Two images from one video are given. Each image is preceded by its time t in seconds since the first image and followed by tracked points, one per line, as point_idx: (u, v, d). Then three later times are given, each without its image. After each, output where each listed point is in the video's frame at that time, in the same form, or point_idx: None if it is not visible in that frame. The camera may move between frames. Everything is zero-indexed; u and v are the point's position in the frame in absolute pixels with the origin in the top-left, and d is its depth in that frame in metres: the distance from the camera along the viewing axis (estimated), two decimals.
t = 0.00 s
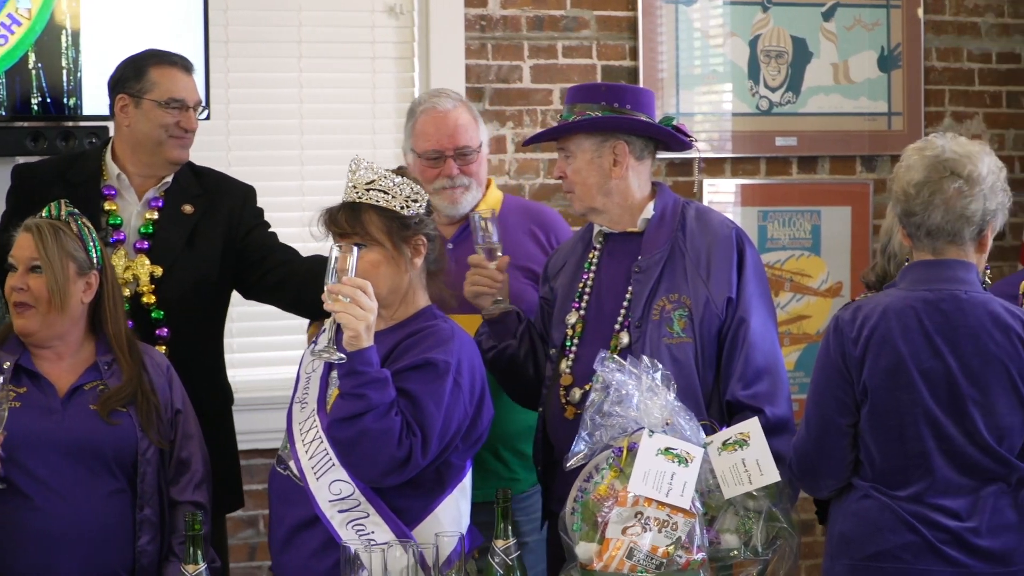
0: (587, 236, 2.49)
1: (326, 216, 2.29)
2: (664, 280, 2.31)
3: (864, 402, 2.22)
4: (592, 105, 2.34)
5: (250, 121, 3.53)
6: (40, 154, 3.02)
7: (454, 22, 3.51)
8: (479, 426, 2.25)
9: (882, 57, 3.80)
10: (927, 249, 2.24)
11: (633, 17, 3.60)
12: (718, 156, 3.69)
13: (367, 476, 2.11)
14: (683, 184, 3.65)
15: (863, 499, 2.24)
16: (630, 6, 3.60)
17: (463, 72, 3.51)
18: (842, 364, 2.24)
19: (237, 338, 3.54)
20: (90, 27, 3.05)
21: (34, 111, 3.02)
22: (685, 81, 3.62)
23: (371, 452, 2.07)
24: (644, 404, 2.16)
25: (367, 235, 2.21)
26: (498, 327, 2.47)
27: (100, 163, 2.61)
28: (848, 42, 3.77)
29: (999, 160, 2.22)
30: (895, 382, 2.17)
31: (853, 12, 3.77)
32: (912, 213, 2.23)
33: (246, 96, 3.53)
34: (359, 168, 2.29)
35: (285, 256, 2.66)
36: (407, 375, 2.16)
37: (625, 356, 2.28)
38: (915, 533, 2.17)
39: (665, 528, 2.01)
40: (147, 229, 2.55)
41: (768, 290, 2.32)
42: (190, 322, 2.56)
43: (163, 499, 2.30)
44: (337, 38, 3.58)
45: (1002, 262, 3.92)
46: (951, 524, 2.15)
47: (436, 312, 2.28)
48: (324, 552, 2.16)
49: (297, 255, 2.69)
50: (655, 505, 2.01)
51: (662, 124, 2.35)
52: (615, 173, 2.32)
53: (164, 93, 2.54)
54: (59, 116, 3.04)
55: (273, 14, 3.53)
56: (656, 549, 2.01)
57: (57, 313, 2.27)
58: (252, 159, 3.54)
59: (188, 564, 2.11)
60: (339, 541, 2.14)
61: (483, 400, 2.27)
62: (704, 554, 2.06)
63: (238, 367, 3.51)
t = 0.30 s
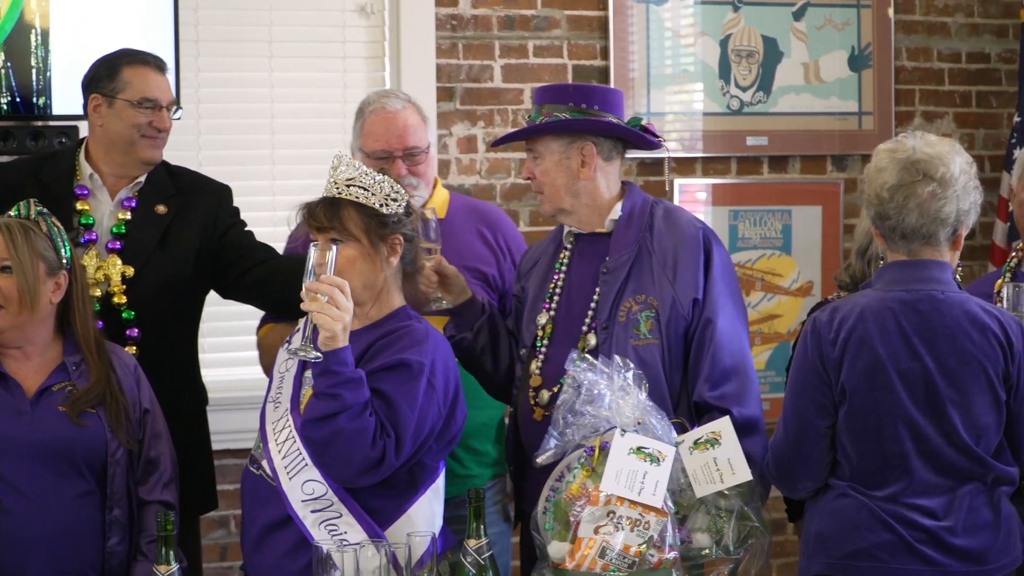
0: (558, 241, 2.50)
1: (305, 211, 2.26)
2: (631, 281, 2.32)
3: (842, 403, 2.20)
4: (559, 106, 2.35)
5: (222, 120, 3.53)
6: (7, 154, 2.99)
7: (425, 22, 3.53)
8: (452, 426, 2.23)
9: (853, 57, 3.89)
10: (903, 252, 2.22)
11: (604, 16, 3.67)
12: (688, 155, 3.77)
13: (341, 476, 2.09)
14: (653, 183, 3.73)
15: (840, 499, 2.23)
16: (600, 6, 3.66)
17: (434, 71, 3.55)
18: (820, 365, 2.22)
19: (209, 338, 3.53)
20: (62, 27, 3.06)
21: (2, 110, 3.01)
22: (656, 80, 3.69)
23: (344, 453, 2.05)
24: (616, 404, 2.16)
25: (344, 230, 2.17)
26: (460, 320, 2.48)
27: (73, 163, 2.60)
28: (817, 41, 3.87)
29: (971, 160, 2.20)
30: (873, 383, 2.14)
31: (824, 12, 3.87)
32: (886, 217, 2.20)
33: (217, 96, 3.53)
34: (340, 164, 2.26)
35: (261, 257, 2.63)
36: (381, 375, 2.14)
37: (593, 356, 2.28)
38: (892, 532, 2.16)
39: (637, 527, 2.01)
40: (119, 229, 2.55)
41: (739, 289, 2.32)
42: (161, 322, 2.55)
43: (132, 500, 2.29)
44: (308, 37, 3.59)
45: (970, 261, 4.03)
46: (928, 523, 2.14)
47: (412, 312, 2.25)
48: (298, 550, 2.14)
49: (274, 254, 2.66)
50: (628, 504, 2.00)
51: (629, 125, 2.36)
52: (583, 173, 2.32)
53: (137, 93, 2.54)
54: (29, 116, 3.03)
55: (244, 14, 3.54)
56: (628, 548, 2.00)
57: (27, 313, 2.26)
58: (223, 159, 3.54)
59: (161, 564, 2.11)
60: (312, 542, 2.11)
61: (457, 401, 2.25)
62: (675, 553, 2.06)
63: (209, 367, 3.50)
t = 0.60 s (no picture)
0: (525, 244, 2.52)
1: (285, 200, 2.24)
2: (594, 281, 2.36)
3: (818, 402, 2.19)
4: (523, 107, 2.39)
5: (190, 121, 3.53)
6: None
7: (395, 21, 3.54)
8: (427, 427, 2.20)
9: (821, 57, 3.90)
10: (874, 252, 2.20)
11: (573, 16, 3.68)
12: (657, 155, 3.79)
13: (313, 477, 2.05)
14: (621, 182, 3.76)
15: (814, 497, 2.22)
16: (569, 6, 3.68)
17: (403, 71, 3.56)
18: (795, 365, 2.21)
19: (181, 338, 3.53)
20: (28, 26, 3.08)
21: None
22: (625, 80, 3.71)
23: (315, 455, 2.01)
24: (587, 404, 2.16)
25: (322, 222, 2.15)
26: (428, 321, 2.48)
27: (41, 164, 2.59)
28: (786, 41, 3.88)
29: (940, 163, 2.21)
30: (850, 383, 2.14)
31: (793, 12, 3.87)
32: (858, 219, 2.19)
33: (185, 96, 3.52)
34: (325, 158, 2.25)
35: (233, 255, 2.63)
36: (354, 375, 2.10)
37: (558, 356, 2.31)
38: (866, 530, 2.15)
39: (608, 527, 2.03)
40: (89, 229, 2.54)
41: (704, 289, 2.37)
42: (132, 321, 2.54)
43: (98, 502, 2.29)
44: (276, 37, 3.58)
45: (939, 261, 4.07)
46: (902, 521, 2.14)
47: (387, 313, 2.22)
48: (272, 550, 2.13)
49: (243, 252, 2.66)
50: (598, 504, 2.02)
51: (593, 127, 2.40)
52: (544, 174, 2.37)
53: (105, 92, 2.53)
54: None
55: (212, 13, 3.53)
56: (599, 548, 2.02)
57: None
58: (190, 159, 3.53)
59: (128, 564, 2.10)
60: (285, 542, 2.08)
61: (432, 401, 2.22)
62: (647, 553, 2.06)
63: (177, 367, 3.50)
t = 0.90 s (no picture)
0: (493, 242, 2.52)
1: (262, 197, 2.20)
2: (560, 281, 2.37)
3: (786, 401, 2.16)
4: (493, 106, 2.40)
5: (157, 120, 3.52)
6: None
7: (362, 21, 3.54)
8: (400, 427, 2.16)
9: (788, 57, 3.92)
10: (830, 250, 2.20)
11: (540, 16, 3.69)
12: (625, 155, 3.79)
13: (281, 479, 2.02)
14: (589, 182, 3.74)
15: (785, 497, 2.19)
16: (536, 6, 3.68)
17: (371, 71, 3.55)
18: (763, 365, 2.18)
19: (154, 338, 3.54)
20: None
21: None
22: (592, 80, 3.71)
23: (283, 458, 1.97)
24: (554, 404, 2.16)
25: (297, 217, 2.12)
26: (416, 333, 2.48)
27: None
28: (755, 41, 3.89)
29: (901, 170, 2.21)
30: (818, 381, 2.12)
31: (760, 12, 3.89)
32: (831, 221, 2.17)
33: (151, 95, 3.51)
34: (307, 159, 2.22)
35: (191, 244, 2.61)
36: (323, 376, 2.05)
37: (525, 356, 2.32)
38: (833, 528, 2.13)
39: (575, 527, 2.01)
40: (48, 227, 2.55)
41: (670, 288, 2.38)
42: (94, 317, 2.55)
43: (63, 504, 2.29)
44: (243, 36, 3.58)
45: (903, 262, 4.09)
46: (868, 518, 2.12)
47: (360, 312, 2.18)
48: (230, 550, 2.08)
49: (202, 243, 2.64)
50: (566, 504, 2.00)
51: (562, 127, 2.41)
52: (511, 173, 2.38)
53: (61, 92, 2.53)
54: None
55: (178, 14, 3.52)
56: (566, 548, 2.01)
57: None
58: (156, 159, 3.52)
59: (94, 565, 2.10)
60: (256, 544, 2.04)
61: (406, 402, 2.17)
62: (613, 552, 2.06)
63: (146, 367, 3.51)
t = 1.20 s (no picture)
0: (459, 239, 2.53)
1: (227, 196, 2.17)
2: (527, 281, 2.36)
3: (755, 402, 2.14)
4: (462, 104, 2.40)
5: (123, 120, 3.52)
6: None
7: (327, 20, 3.55)
8: (352, 428, 2.11)
9: (753, 57, 3.93)
10: (785, 250, 2.20)
11: (506, 16, 3.69)
12: (591, 155, 3.80)
13: (221, 468, 1.92)
14: (555, 182, 3.75)
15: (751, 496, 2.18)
16: (502, 6, 3.69)
17: (336, 71, 3.56)
18: (730, 367, 2.16)
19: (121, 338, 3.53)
20: None
21: None
22: (558, 80, 3.72)
23: (223, 441, 1.88)
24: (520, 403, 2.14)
25: (265, 218, 2.10)
26: (406, 346, 2.45)
27: None
28: (721, 41, 3.90)
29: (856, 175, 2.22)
30: (786, 380, 2.10)
31: (726, 12, 3.90)
32: (786, 219, 2.17)
33: (117, 95, 3.51)
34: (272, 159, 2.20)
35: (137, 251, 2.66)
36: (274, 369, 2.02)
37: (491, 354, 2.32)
38: (803, 525, 2.13)
39: (541, 526, 1.99)
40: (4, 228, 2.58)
41: (636, 287, 2.38)
42: (50, 319, 2.58)
43: (31, 503, 2.28)
44: (209, 36, 3.57)
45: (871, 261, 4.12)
46: (836, 514, 2.12)
47: (318, 312, 2.16)
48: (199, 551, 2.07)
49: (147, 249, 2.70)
50: (532, 503, 1.98)
51: (529, 128, 2.41)
52: (479, 172, 2.38)
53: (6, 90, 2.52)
54: None
55: (144, 14, 3.53)
56: (532, 548, 1.99)
57: None
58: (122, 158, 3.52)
59: (60, 566, 2.06)
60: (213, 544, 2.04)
61: (357, 404, 2.13)
62: (580, 552, 2.03)
63: (112, 367, 3.50)
